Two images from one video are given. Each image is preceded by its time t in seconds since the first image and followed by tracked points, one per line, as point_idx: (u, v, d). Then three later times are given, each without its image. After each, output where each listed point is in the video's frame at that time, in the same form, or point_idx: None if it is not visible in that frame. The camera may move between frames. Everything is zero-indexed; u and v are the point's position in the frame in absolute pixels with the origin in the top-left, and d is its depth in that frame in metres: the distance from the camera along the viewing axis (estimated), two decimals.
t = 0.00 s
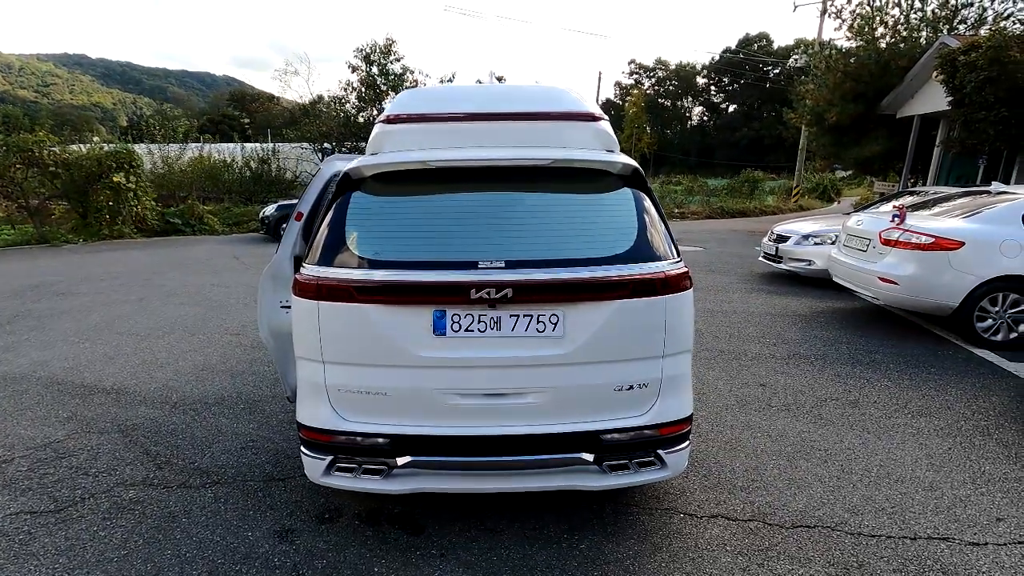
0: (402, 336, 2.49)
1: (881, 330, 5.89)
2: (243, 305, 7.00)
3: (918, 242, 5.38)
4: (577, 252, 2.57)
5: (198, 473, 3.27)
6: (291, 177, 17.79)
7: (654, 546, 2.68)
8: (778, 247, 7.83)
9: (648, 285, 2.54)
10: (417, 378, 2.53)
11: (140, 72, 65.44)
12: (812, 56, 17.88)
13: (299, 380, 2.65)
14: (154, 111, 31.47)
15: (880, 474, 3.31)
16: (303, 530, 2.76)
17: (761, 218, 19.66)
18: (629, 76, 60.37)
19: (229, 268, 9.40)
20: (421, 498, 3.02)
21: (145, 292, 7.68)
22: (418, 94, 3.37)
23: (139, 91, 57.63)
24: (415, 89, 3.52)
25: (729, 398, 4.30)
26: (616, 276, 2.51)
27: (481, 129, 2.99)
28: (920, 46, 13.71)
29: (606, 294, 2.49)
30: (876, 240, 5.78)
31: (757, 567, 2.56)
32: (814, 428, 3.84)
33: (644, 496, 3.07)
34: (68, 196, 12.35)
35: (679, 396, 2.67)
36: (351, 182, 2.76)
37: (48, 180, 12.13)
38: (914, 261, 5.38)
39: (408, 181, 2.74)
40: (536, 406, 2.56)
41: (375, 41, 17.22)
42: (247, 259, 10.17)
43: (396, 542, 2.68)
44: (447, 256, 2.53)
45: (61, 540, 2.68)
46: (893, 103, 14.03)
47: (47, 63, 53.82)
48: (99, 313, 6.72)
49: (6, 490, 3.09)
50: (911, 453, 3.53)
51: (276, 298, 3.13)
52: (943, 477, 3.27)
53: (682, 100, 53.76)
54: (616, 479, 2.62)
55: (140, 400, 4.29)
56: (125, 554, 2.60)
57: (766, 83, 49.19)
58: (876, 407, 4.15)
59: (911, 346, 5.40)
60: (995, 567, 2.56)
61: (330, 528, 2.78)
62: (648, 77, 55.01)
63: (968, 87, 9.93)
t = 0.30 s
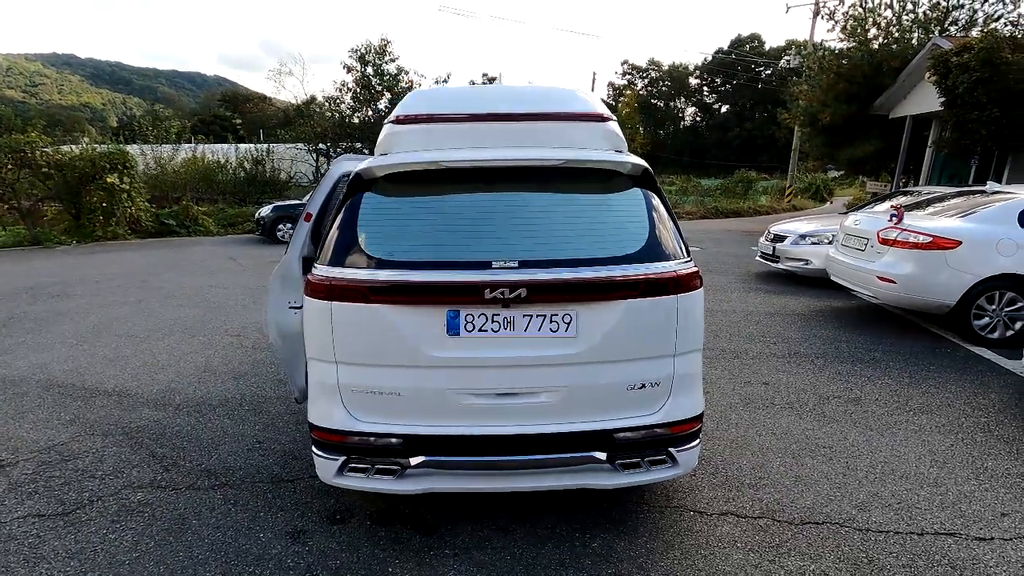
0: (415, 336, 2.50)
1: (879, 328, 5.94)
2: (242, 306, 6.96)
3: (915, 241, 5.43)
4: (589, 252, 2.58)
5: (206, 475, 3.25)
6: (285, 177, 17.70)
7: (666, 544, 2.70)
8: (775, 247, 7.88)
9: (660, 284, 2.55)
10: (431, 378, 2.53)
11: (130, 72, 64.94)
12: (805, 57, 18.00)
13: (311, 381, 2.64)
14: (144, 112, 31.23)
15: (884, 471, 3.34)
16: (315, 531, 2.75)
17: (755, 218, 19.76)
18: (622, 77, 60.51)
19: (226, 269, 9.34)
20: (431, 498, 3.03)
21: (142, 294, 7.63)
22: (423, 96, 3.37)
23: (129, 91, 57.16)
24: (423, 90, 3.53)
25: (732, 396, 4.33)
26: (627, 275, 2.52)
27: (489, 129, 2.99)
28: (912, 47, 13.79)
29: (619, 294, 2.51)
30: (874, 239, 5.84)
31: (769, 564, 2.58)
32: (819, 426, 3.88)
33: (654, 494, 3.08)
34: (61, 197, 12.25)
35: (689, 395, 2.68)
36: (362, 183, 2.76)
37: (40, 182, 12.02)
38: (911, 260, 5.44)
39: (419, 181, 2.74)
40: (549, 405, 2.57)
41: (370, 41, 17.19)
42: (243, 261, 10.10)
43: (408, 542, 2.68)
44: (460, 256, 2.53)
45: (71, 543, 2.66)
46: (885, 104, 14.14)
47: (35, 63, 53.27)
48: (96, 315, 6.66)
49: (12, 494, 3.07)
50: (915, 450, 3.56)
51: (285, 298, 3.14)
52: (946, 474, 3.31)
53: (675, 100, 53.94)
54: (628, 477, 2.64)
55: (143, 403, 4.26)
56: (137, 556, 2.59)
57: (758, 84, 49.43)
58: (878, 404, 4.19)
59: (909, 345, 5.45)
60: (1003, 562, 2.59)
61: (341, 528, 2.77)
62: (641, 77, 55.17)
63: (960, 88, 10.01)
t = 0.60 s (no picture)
0: (439, 336, 2.49)
1: (882, 327, 6.00)
2: (244, 307, 6.91)
3: (918, 241, 5.49)
4: (611, 252, 2.59)
5: (221, 477, 3.23)
6: (281, 178, 17.59)
7: (688, 542, 2.71)
8: (775, 246, 7.93)
9: (682, 284, 2.57)
10: (454, 378, 2.53)
11: (120, 72, 64.39)
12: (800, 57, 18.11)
13: (333, 381, 2.63)
14: (136, 112, 30.96)
15: (897, 468, 3.37)
16: (335, 532, 2.74)
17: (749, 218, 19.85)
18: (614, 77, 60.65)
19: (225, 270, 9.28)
20: (449, 498, 3.02)
21: (141, 295, 7.55)
22: (438, 95, 3.35)
23: (118, 90, 56.55)
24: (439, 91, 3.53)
25: (741, 395, 4.35)
26: (650, 275, 2.53)
27: (508, 129, 2.98)
28: (906, 49, 13.93)
29: (642, 293, 2.51)
30: (876, 238, 5.89)
31: (790, 561, 2.59)
32: (829, 424, 3.91)
33: (672, 493, 3.09)
34: (54, 197, 12.13)
35: (710, 394, 2.69)
36: (382, 183, 2.75)
37: (34, 182, 11.88)
38: (914, 259, 5.49)
39: (439, 181, 2.73)
40: (572, 404, 2.57)
41: (366, 41, 17.14)
42: (241, 261, 10.03)
43: (430, 543, 2.67)
44: (483, 256, 2.53)
45: (90, 547, 2.64)
46: (880, 105, 14.26)
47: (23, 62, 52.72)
48: (96, 316, 6.59)
49: (26, 497, 3.04)
50: (926, 447, 3.60)
51: (299, 298, 3.11)
52: (958, 470, 3.35)
53: (667, 101, 54.12)
54: (650, 476, 2.64)
55: (151, 405, 4.22)
56: (157, 559, 2.57)
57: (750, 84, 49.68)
58: (886, 402, 4.23)
59: (912, 343, 5.50)
60: (1020, 557, 2.62)
61: (362, 529, 2.76)
62: (634, 78, 55.33)
63: (956, 89, 10.10)
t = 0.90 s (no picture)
0: (462, 333, 2.48)
1: (884, 325, 6.03)
2: (246, 307, 6.87)
3: (921, 239, 5.53)
4: (633, 248, 2.58)
5: (234, 477, 3.20)
6: (276, 177, 17.49)
7: (708, 538, 2.71)
8: (776, 246, 7.97)
9: (703, 280, 2.57)
10: (476, 376, 2.51)
11: (110, 72, 63.89)
12: (795, 58, 18.23)
13: (353, 379, 2.61)
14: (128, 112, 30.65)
15: (909, 464, 3.39)
16: (354, 531, 2.72)
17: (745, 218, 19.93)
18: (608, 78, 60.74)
19: (224, 270, 9.22)
20: (466, 497, 3.00)
21: (142, 295, 7.49)
22: (453, 88, 3.31)
23: (108, 90, 56.01)
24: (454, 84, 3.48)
25: (751, 393, 4.36)
26: (672, 271, 2.53)
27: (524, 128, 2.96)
28: (901, 49, 14.05)
29: (665, 289, 2.51)
30: (879, 237, 5.93)
31: (812, 557, 2.60)
32: (840, 421, 3.92)
33: (689, 490, 3.09)
34: (48, 197, 12.10)
35: (730, 391, 2.69)
36: (401, 180, 2.73)
37: (26, 181, 11.90)
38: (917, 258, 5.54)
39: (459, 179, 2.72)
40: (594, 402, 2.56)
41: (363, 41, 17.08)
42: (239, 261, 9.96)
43: (450, 541, 2.66)
44: (505, 252, 2.52)
45: (106, 548, 2.60)
46: (875, 105, 14.36)
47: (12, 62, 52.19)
48: (96, 316, 6.53)
49: (37, 498, 3.00)
50: (936, 443, 3.62)
51: (315, 296, 3.08)
52: (970, 466, 3.37)
53: (661, 101, 54.27)
54: (671, 473, 2.64)
55: (158, 405, 4.18)
56: (176, 559, 2.54)
57: (743, 85, 49.88)
58: (894, 399, 4.26)
59: (916, 340, 5.54)
60: None
61: (380, 528, 2.74)
62: (627, 78, 55.43)
63: (953, 89, 10.18)
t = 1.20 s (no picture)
0: (476, 334, 2.44)
1: (884, 323, 6.04)
2: (242, 309, 6.78)
3: (921, 238, 5.55)
4: (649, 247, 2.54)
5: (238, 482, 3.13)
6: (268, 177, 17.32)
7: (724, 540, 2.68)
8: (773, 245, 7.98)
9: (719, 279, 2.54)
10: (490, 377, 2.47)
11: (97, 71, 63.22)
12: (787, 58, 18.32)
13: (363, 382, 2.56)
14: (116, 112, 30.30)
15: (919, 463, 3.38)
16: (364, 536, 2.66)
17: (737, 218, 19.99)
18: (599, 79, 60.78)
19: (218, 271, 9.11)
20: (477, 500, 2.95)
21: (135, 296, 7.36)
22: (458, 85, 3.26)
23: (95, 90, 55.39)
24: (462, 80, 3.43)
25: (756, 392, 4.35)
26: (689, 270, 2.50)
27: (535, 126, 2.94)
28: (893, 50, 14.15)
29: (682, 289, 2.48)
30: (879, 235, 5.94)
31: (829, 558, 2.57)
32: (847, 420, 3.91)
33: (701, 491, 3.06)
34: (35, 197, 11.99)
35: (745, 391, 2.66)
36: (412, 178, 2.67)
37: (14, 181, 11.82)
38: (917, 256, 5.55)
39: (470, 176, 2.67)
40: (609, 403, 2.52)
41: (356, 40, 16.98)
42: (233, 262, 9.84)
43: (463, 546, 2.61)
44: (521, 251, 2.48)
45: (108, 557, 2.53)
46: (867, 105, 14.45)
47: None
48: (88, 318, 6.42)
49: (35, 506, 2.91)
50: (944, 442, 3.62)
51: (321, 296, 3.02)
52: (979, 464, 3.37)
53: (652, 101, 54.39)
54: (687, 474, 2.61)
55: (156, 408, 4.10)
56: (182, 568, 2.47)
57: (734, 85, 50.09)
58: (899, 398, 4.26)
59: (916, 339, 5.55)
60: None
61: (391, 533, 2.69)
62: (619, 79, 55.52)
63: (946, 89, 10.25)
